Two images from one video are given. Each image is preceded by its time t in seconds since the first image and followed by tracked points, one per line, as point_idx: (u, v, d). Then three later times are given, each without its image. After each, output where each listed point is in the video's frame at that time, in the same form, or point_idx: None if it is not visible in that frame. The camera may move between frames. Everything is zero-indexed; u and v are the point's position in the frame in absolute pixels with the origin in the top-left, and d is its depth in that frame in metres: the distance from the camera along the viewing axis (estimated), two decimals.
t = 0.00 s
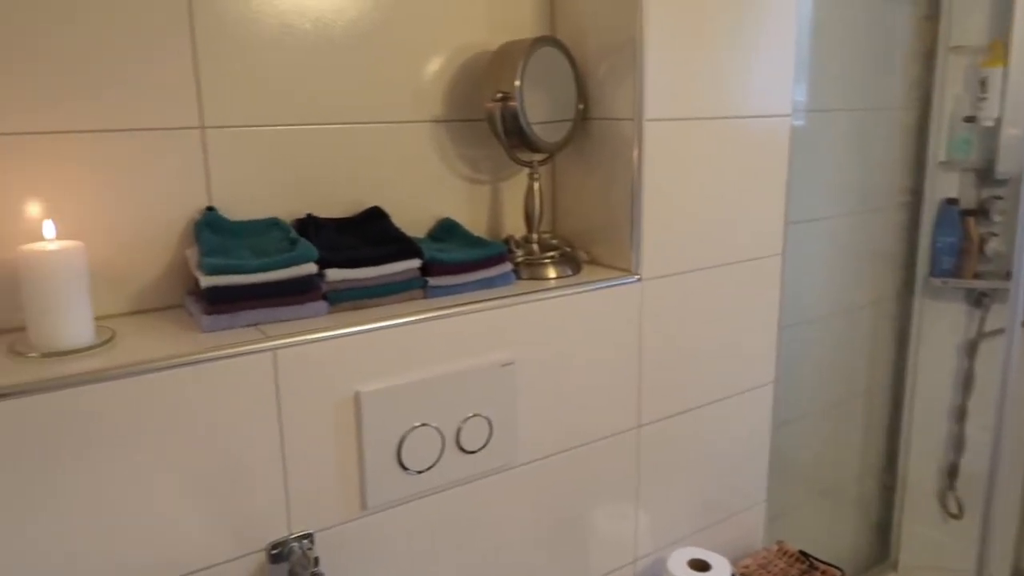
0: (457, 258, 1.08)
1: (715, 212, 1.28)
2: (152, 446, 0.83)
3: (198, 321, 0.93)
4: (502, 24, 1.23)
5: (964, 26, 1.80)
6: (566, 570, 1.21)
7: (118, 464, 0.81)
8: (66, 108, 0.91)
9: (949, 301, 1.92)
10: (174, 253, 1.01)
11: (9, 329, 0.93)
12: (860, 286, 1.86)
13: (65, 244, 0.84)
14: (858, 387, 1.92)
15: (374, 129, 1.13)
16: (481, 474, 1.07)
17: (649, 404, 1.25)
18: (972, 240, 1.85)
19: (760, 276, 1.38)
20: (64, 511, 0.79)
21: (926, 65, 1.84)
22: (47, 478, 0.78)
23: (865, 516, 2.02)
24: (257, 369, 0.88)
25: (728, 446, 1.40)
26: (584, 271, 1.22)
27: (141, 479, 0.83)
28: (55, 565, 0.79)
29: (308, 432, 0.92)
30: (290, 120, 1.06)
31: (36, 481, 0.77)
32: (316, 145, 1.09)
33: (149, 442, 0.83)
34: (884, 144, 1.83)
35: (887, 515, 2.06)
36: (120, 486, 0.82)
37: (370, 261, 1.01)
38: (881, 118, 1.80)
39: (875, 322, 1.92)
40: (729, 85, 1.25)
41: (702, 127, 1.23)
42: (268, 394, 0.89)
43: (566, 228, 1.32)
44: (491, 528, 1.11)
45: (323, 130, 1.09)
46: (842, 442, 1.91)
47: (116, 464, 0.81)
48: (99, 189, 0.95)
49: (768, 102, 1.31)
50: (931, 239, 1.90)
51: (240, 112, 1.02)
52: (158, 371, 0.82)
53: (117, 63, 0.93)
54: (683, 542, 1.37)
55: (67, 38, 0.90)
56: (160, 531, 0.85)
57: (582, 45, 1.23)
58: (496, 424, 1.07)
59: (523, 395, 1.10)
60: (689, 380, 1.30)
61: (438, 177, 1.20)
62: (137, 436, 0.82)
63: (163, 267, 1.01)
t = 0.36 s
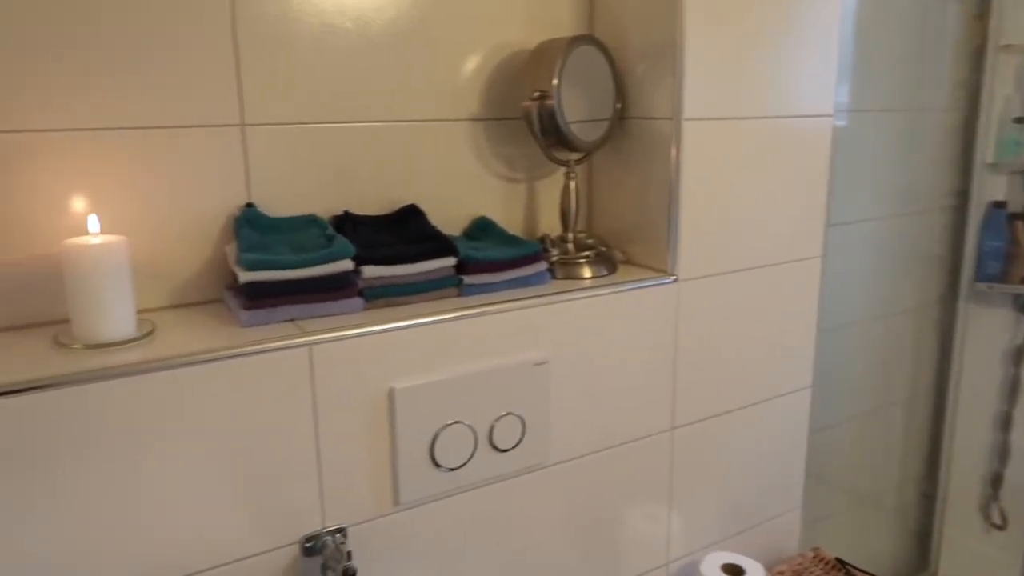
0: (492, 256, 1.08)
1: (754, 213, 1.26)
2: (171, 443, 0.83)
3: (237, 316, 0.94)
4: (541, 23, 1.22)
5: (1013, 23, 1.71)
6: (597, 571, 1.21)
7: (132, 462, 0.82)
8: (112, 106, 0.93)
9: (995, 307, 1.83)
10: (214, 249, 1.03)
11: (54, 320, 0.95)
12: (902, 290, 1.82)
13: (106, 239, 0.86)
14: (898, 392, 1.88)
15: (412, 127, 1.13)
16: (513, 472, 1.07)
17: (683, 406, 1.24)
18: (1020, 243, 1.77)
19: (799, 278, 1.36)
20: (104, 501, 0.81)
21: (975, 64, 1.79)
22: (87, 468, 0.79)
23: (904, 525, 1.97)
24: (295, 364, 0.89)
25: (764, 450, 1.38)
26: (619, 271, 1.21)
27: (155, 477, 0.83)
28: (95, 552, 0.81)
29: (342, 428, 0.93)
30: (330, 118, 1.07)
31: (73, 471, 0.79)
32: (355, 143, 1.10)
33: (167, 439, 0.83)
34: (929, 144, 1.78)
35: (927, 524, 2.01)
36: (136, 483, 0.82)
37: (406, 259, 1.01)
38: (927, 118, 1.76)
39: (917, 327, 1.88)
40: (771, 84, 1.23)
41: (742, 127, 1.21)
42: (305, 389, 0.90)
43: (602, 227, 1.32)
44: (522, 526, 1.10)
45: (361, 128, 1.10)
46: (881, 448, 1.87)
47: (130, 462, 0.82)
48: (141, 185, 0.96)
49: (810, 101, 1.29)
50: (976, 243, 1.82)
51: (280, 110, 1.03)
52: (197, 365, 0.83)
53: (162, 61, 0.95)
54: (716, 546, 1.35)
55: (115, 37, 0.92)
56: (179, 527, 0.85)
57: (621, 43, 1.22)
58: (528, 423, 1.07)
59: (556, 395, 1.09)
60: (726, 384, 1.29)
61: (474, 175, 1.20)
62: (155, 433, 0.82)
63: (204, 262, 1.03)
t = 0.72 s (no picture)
0: (534, 246, 1.07)
1: (801, 205, 1.24)
2: (189, 435, 0.84)
3: (281, 301, 0.96)
4: (586, 12, 1.22)
5: None
6: (635, 563, 1.20)
7: (150, 453, 0.83)
8: (162, 95, 0.95)
9: None
10: (260, 235, 1.05)
11: (106, 303, 0.98)
12: (956, 287, 1.76)
13: (157, 224, 0.89)
14: (950, 392, 1.83)
15: (456, 117, 1.14)
16: (551, 462, 1.07)
17: (725, 401, 1.23)
18: None
19: (848, 272, 1.33)
20: (151, 477, 0.83)
21: None
22: (135, 444, 0.82)
23: (955, 528, 1.92)
24: (337, 349, 0.90)
25: (808, 448, 1.35)
26: (662, 263, 1.20)
27: (155, 477, 0.84)
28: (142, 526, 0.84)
29: (382, 413, 0.94)
30: (375, 107, 1.08)
31: (122, 447, 0.81)
32: (400, 133, 1.11)
33: (196, 427, 0.84)
34: (989, 136, 1.72)
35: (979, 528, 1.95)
36: (136, 483, 0.83)
37: (448, 247, 1.02)
38: (987, 109, 1.70)
39: (972, 325, 1.82)
40: (822, 75, 1.20)
41: (790, 118, 1.19)
42: (346, 374, 0.91)
43: (645, 219, 1.30)
44: (559, 517, 1.11)
45: (405, 117, 1.10)
46: (931, 449, 1.82)
47: (147, 453, 0.83)
48: (191, 172, 0.99)
49: (862, 90, 1.25)
50: None
51: (326, 99, 1.04)
52: (242, 347, 0.85)
53: (212, 51, 0.97)
54: (756, 543, 1.33)
55: (167, 28, 0.94)
56: (180, 528, 0.86)
57: (667, 32, 1.21)
58: (568, 413, 1.07)
59: (596, 386, 1.09)
60: (769, 379, 1.27)
61: (517, 165, 1.20)
62: (186, 420, 0.84)
63: (250, 249, 1.05)
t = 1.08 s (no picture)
0: (568, 236, 1.07)
1: (841, 202, 1.22)
2: (223, 414, 0.86)
3: (317, 284, 0.97)
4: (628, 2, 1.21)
5: None
6: (661, 558, 1.20)
7: (185, 430, 0.85)
8: (207, 79, 0.97)
9: None
10: (298, 219, 1.06)
11: (149, 281, 1.01)
12: (1002, 289, 1.72)
13: (200, 206, 0.90)
14: (992, 397, 1.78)
15: (494, 105, 1.14)
16: (580, 452, 1.08)
17: (758, 398, 1.22)
18: None
19: (888, 272, 1.30)
20: (190, 451, 0.85)
21: None
22: (175, 419, 0.84)
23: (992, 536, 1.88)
24: (371, 334, 0.91)
25: (842, 448, 1.33)
26: (697, 256, 1.19)
27: (185, 458, 0.85)
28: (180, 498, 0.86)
29: (414, 398, 0.95)
30: (414, 94, 1.09)
31: (161, 422, 0.83)
32: (438, 120, 1.11)
33: (230, 406, 0.86)
34: None
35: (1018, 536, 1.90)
36: (165, 464, 0.85)
37: (483, 235, 1.02)
38: None
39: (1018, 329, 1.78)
40: (867, 69, 1.18)
41: (833, 112, 1.17)
42: (379, 359, 0.92)
43: (682, 212, 1.30)
44: (586, 508, 1.11)
45: (444, 105, 1.11)
46: (970, 453, 1.79)
47: (181, 431, 0.85)
48: (233, 155, 1.00)
49: (909, 85, 1.23)
50: None
51: (366, 85, 1.05)
52: (279, 328, 0.86)
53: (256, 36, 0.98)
54: (785, 542, 1.32)
55: (212, 12, 0.96)
56: (216, 503, 0.88)
57: (710, 24, 1.19)
58: (598, 404, 1.07)
59: (627, 378, 1.09)
60: (804, 377, 1.25)
61: (554, 155, 1.20)
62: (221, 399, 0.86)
63: (289, 232, 1.06)
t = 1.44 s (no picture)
0: (609, 229, 1.08)
1: (889, 196, 1.19)
2: (269, 400, 0.89)
3: (361, 274, 0.99)
4: None
5: None
6: (700, 552, 1.20)
7: (232, 415, 0.87)
8: (255, 75, 0.99)
9: None
10: (343, 211, 1.08)
11: (200, 270, 1.04)
12: None
13: (248, 198, 0.93)
14: None
15: (536, 98, 1.15)
16: (618, 445, 1.08)
17: (801, 394, 1.20)
18: None
19: (938, 268, 1.27)
20: (238, 435, 0.88)
21: None
22: (224, 403, 0.87)
23: None
24: (412, 324, 0.93)
25: (887, 447, 1.31)
26: (739, 251, 1.18)
27: (232, 442, 0.88)
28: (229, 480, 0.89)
29: (453, 388, 0.97)
30: (457, 88, 1.10)
31: (207, 406, 0.86)
32: (480, 114, 1.12)
33: (275, 393, 0.89)
34: None
35: None
36: (213, 447, 0.88)
37: (523, 228, 1.03)
38: None
39: None
40: (918, 60, 1.15)
41: (882, 105, 1.15)
42: (420, 348, 0.94)
43: (725, 205, 1.29)
44: (623, 501, 1.11)
45: (487, 99, 1.12)
46: None
47: (229, 415, 0.87)
48: (280, 148, 1.03)
49: (963, 77, 1.19)
50: None
51: (411, 79, 1.07)
52: (323, 317, 0.89)
53: (298, 31, 1.00)
54: (827, 541, 1.31)
55: (259, 9, 0.98)
56: (261, 486, 0.91)
57: (755, 15, 1.18)
58: (637, 398, 1.07)
59: (667, 372, 1.09)
60: (848, 375, 1.23)
61: (595, 148, 1.20)
62: (267, 385, 0.88)
63: (333, 224, 1.08)
